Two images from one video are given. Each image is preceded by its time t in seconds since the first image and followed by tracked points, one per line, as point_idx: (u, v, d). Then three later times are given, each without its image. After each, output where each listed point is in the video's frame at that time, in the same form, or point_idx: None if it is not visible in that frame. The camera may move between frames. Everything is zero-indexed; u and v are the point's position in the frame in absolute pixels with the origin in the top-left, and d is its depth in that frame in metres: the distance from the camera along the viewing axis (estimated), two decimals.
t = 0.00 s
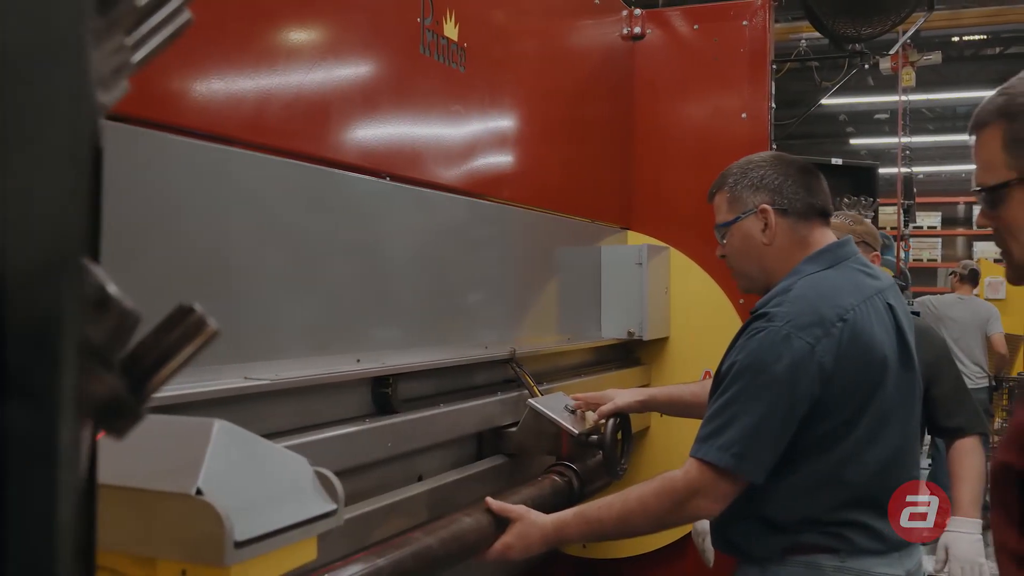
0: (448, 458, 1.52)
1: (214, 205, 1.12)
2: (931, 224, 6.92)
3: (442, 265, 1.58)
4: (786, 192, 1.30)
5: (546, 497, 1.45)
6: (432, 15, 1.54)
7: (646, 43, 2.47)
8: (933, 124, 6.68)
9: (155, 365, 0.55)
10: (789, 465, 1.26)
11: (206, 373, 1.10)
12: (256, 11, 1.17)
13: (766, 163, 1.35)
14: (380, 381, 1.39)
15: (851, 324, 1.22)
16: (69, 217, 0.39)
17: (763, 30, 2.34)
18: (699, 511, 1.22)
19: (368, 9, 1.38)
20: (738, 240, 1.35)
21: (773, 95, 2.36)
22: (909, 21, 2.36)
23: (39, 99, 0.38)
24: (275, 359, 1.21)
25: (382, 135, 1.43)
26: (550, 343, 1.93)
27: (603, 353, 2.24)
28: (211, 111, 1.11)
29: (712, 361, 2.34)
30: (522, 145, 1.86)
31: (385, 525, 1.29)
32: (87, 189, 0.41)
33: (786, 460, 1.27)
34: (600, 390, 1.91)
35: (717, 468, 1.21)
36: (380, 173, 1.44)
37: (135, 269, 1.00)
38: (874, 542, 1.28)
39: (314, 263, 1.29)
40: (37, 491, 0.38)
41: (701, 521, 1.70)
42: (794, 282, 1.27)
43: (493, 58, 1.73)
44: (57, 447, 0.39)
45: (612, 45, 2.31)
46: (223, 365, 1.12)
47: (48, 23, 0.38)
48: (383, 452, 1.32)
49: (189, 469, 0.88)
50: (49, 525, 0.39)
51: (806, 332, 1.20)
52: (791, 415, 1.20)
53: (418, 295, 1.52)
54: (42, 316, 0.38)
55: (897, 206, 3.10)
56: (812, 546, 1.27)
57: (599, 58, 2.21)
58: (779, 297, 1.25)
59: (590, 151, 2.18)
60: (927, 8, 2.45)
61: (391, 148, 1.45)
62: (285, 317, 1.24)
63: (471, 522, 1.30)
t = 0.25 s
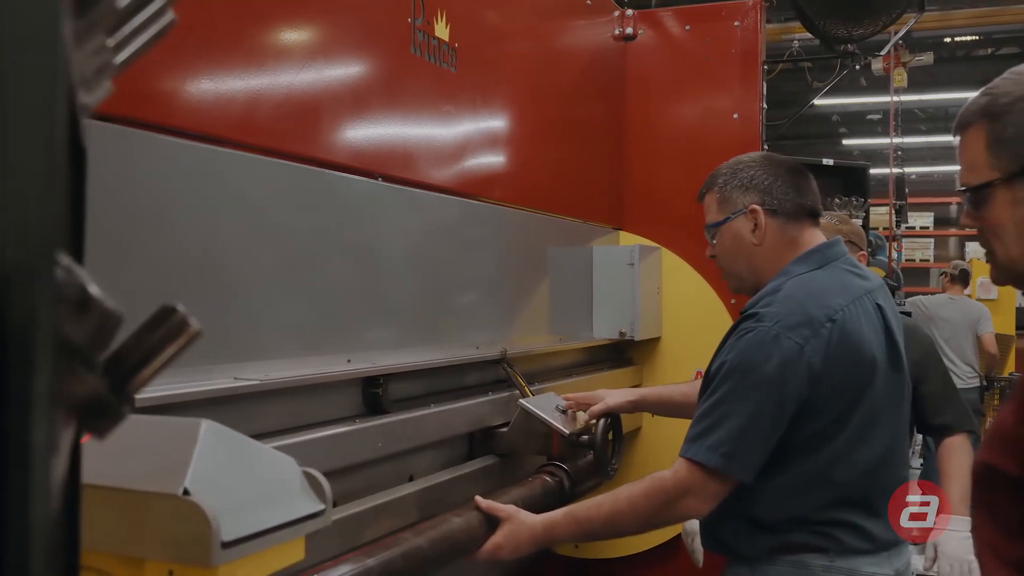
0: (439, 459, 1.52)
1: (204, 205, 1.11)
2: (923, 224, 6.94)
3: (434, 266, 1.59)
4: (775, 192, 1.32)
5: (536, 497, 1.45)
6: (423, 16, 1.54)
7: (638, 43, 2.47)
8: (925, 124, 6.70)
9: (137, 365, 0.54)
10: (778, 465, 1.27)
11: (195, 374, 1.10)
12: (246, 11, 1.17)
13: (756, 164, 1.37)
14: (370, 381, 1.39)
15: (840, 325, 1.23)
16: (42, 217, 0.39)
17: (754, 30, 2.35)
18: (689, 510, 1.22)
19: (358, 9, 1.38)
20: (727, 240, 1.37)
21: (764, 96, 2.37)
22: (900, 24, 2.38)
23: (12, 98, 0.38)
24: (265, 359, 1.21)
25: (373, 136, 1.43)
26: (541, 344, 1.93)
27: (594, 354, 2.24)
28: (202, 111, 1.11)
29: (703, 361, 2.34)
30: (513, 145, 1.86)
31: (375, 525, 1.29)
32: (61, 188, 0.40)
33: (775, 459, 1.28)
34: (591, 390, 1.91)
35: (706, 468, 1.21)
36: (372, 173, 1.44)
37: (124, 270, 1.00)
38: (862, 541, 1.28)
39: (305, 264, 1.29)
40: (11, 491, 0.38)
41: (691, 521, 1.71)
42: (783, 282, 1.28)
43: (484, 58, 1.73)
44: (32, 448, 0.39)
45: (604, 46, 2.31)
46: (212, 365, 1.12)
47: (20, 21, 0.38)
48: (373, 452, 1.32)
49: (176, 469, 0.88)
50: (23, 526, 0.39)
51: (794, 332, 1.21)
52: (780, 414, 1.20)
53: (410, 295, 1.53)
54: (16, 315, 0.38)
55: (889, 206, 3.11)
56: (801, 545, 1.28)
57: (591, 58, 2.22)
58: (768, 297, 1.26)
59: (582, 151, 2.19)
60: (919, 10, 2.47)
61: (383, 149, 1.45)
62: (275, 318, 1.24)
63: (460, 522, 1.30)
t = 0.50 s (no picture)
0: (430, 459, 1.52)
1: (194, 206, 1.11)
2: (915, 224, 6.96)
3: (426, 266, 1.59)
4: (765, 193, 1.32)
5: (526, 497, 1.45)
6: (414, 16, 1.54)
7: (630, 44, 2.47)
8: (916, 125, 6.72)
9: (119, 365, 0.54)
10: (767, 465, 1.27)
11: (183, 374, 1.10)
12: (234, 11, 1.17)
13: (746, 165, 1.37)
14: (360, 381, 1.39)
15: (829, 325, 1.24)
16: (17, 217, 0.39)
17: (745, 31, 2.35)
18: (678, 510, 1.22)
19: (348, 9, 1.38)
20: (717, 240, 1.37)
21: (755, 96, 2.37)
22: (891, 25, 2.40)
23: None
24: (255, 360, 1.21)
25: (364, 136, 1.43)
26: (532, 344, 1.93)
27: (586, 354, 2.24)
28: (193, 111, 1.11)
29: (694, 361, 2.35)
30: (504, 146, 1.86)
31: (366, 525, 1.29)
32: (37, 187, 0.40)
33: (764, 460, 1.28)
34: (583, 390, 1.91)
35: (695, 468, 1.21)
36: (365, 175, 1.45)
37: (113, 271, 1.00)
38: (852, 541, 1.29)
39: (295, 264, 1.29)
40: None
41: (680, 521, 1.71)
42: (772, 283, 1.29)
43: (475, 58, 1.73)
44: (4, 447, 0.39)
45: (595, 46, 2.32)
46: (201, 365, 1.12)
47: None
48: (364, 452, 1.32)
49: (161, 469, 0.88)
50: None
51: (784, 332, 1.21)
52: (769, 415, 1.21)
53: (401, 296, 1.53)
54: None
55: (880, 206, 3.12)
56: (790, 545, 1.28)
57: (582, 59, 2.22)
58: (757, 298, 1.26)
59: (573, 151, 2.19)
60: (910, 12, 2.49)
61: (373, 149, 1.45)
62: (266, 318, 1.24)
63: (450, 523, 1.30)
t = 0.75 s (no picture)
0: (420, 459, 1.52)
1: (183, 207, 1.11)
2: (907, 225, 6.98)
3: (417, 266, 1.59)
4: (753, 194, 1.33)
5: (516, 497, 1.45)
6: (404, 16, 1.54)
7: (621, 44, 2.48)
8: (908, 126, 6.75)
9: (100, 364, 0.54)
10: (756, 465, 1.28)
11: (171, 374, 1.09)
12: (222, 11, 1.17)
13: (734, 166, 1.38)
14: (350, 382, 1.39)
15: (817, 325, 1.24)
16: None
17: (736, 32, 2.36)
18: (667, 510, 1.23)
19: (338, 9, 1.38)
20: (706, 241, 1.38)
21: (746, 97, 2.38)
22: (880, 27, 2.42)
23: None
24: (244, 360, 1.21)
25: (354, 136, 1.43)
26: (523, 344, 1.93)
27: (577, 354, 2.24)
28: (182, 111, 1.11)
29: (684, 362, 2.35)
30: (495, 146, 1.86)
31: (355, 526, 1.29)
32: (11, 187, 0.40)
33: (753, 460, 1.28)
34: (574, 390, 1.91)
35: (684, 468, 1.22)
36: (356, 175, 1.45)
37: (101, 271, 1.00)
38: (840, 540, 1.29)
39: (285, 264, 1.29)
40: None
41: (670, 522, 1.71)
42: (761, 283, 1.29)
43: (465, 58, 1.74)
44: None
45: (586, 47, 2.32)
46: (189, 365, 1.12)
47: None
48: (354, 453, 1.32)
49: (147, 469, 0.88)
50: None
51: (772, 333, 1.21)
52: (758, 415, 1.21)
53: (392, 296, 1.53)
54: None
55: (872, 207, 3.12)
56: (779, 544, 1.28)
57: (573, 59, 2.22)
58: (746, 298, 1.27)
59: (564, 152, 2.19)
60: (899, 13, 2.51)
61: (363, 149, 1.45)
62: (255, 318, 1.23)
63: (440, 523, 1.30)
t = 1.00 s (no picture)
0: (410, 459, 1.52)
1: (172, 207, 1.11)
2: (899, 226, 7.01)
3: (408, 266, 1.59)
4: (741, 195, 1.34)
5: (506, 497, 1.45)
6: (394, 16, 1.54)
7: (612, 45, 2.48)
8: (900, 127, 6.77)
9: (80, 365, 0.54)
10: (744, 465, 1.28)
11: (159, 374, 1.09)
12: (211, 11, 1.17)
13: (722, 167, 1.39)
14: (340, 382, 1.39)
15: (805, 326, 1.24)
16: None
17: (727, 32, 2.36)
18: (655, 510, 1.23)
19: (327, 9, 1.38)
20: (694, 241, 1.39)
21: (736, 98, 2.39)
22: (870, 27, 2.44)
23: None
24: (233, 360, 1.21)
25: (344, 136, 1.43)
26: (514, 344, 1.94)
27: (568, 354, 2.25)
28: (170, 111, 1.11)
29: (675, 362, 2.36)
30: (486, 146, 1.87)
31: (345, 526, 1.29)
32: None
33: (742, 460, 1.29)
34: (565, 390, 1.92)
35: (673, 468, 1.22)
36: (348, 176, 1.46)
37: (89, 272, 0.99)
38: (828, 539, 1.29)
39: (275, 265, 1.29)
40: None
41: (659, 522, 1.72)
42: (749, 284, 1.30)
43: (456, 58, 1.74)
44: None
45: (577, 47, 2.33)
46: (177, 365, 1.12)
47: None
48: (343, 453, 1.32)
49: (132, 470, 0.87)
50: None
51: (760, 333, 1.22)
52: (746, 415, 1.21)
53: (382, 296, 1.53)
54: None
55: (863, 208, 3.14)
56: (767, 544, 1.28)
57: (564, 60, 2.23)
58: (735, 299, 1.27)
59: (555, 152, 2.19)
60: (890, 13, 2.52)
61: (353, 150, 1.45)
62: (245, 319, 1.23)
63: (429, 523, 1.31)
